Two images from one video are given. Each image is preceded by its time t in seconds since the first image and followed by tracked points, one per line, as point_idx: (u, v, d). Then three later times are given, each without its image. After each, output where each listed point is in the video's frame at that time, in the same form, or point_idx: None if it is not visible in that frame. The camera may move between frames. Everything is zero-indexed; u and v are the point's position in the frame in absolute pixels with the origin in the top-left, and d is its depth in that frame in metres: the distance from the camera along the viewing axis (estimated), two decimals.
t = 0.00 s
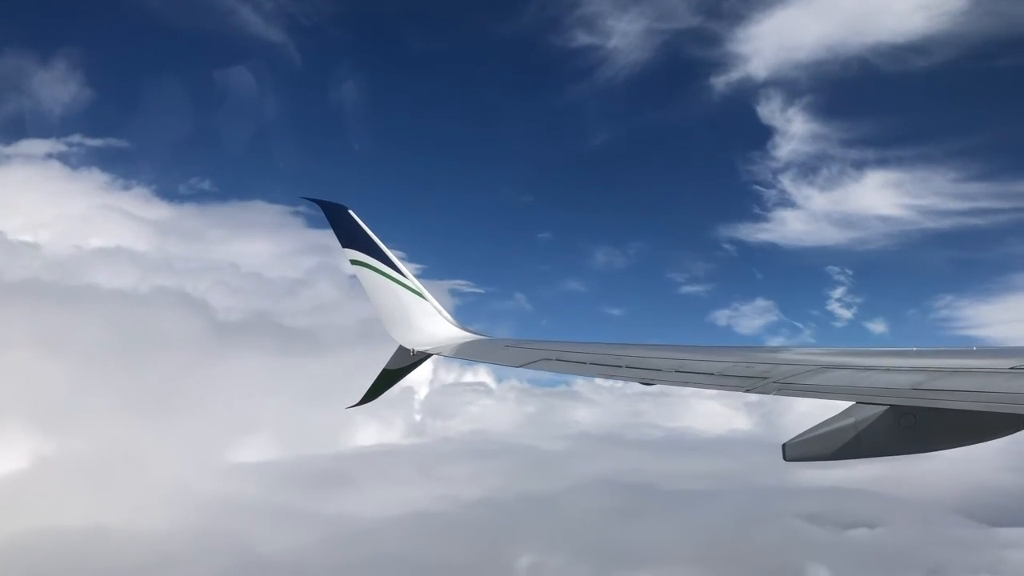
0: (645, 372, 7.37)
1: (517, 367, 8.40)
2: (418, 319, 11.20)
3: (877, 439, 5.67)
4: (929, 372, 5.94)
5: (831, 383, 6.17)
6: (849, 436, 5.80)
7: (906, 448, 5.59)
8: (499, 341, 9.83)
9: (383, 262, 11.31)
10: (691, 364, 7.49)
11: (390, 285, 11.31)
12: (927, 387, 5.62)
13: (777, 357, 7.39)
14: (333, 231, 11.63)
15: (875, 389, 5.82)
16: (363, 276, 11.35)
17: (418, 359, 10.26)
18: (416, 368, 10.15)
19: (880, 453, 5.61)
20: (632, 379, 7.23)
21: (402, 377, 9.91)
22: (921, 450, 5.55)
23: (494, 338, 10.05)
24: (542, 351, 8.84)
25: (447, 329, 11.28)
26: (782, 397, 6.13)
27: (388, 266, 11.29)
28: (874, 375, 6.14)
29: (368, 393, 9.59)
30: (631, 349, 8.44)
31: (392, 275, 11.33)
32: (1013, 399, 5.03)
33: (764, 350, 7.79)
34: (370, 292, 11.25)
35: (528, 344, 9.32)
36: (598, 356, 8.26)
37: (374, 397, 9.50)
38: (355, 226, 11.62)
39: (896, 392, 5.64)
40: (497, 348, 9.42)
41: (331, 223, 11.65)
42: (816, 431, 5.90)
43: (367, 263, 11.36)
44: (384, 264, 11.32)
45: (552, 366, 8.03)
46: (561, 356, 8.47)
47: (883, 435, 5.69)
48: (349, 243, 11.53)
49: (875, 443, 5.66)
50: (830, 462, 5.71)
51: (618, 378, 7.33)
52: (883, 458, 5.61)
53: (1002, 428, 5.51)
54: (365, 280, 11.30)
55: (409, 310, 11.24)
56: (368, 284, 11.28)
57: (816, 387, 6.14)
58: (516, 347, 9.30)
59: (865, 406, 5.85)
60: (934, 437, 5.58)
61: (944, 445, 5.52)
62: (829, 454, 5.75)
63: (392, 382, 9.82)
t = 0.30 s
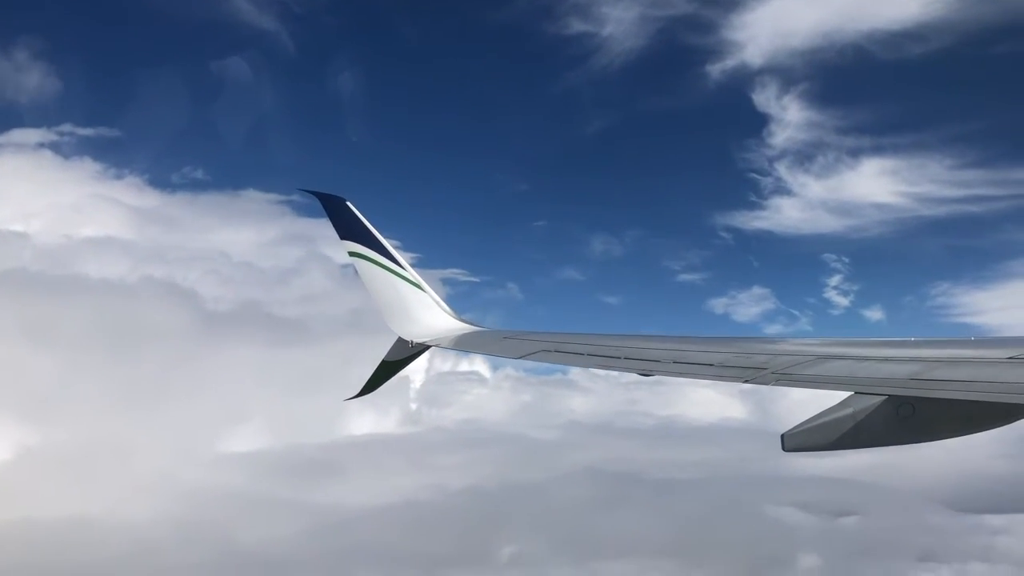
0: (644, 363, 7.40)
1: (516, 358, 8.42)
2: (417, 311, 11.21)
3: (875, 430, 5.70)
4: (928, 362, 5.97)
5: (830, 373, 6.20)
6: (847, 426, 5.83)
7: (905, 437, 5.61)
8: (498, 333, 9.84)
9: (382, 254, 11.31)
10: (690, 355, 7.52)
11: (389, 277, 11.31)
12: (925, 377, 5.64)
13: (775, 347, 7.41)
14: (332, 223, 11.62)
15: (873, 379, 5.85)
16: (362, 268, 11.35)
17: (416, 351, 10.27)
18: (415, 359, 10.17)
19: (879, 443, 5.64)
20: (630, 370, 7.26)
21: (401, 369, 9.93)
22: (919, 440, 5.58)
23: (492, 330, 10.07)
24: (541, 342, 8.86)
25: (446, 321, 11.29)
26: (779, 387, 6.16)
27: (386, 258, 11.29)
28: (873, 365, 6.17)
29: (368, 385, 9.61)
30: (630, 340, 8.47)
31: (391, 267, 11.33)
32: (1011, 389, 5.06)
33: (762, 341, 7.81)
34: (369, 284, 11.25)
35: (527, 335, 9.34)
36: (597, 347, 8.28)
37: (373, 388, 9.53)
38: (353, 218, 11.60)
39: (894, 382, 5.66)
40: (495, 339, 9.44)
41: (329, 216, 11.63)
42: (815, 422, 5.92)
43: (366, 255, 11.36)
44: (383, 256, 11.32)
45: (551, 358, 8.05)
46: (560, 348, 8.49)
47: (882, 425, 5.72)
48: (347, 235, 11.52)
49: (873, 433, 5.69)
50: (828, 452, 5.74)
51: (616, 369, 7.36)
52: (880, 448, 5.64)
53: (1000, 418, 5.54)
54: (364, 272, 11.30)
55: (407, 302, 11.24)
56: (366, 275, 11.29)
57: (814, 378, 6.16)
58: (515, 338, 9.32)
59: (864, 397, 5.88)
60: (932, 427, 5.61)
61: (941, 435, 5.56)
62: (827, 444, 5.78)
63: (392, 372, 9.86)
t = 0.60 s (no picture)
0: (642, 354, 7.42)
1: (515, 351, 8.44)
2: (415, 303, 11.21)
3: (873, 420, 5.73)
4: (925, 352, 6.00)
5: (827, 364, 6.23)
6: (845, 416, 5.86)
7: (902, 427, 5.65)
8: (496, 325, 9.85)
9: (380, 246, 11.29)
10: (688, 346, 7.54)
11: (387, 269, 11.31)
12: (922, 367, 5.68)
13: (772, 338, 7.45)
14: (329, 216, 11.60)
15: (871, 369, 5.88)
16: (359, 260, 11.33)
17: (414, 343, 10.27)
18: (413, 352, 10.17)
19: (876, 433, 5.67)
20: (629, 361, 7.28)
21: (399, 361, 9.94)
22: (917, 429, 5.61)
23: (490, 322, 10.08)
24: (540, 334, 8.87)
25: (444, 314, 11.30)
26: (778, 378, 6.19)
27: (384, 250, 11.28)
28: (871, 355, 6.20)
29: (366, 377, 9.62)
30: (628, 332, 8.50)
31: (389, 260, 11.32)
32: (1009, 378, 5.09)
33: (761, 332, 7.84)
34: (366, 277, 11.25)
35: (525, 327, 9.36)
36: (595, 339, 8.30)
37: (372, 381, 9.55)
38: (351, 211, 11.59)
39: (892, 372, 5.70)
40: (494, 332, 9.45)
41: (326, 208, 11.61)
42: (812, 412, 5.96)
43: (364, 247, 11.34)
44: (381, 249, 11.30)
45: (550, 350, 8.06)
46: (559, 339, 8.50)
47: (879, 415, 5.75)
48: (345, 228, 11.50)
49: (871, 423, 5.73)
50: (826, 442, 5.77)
51: (615, 361, 7.39)
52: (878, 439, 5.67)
53: (999, 407, 5.57)
54: (361, 265, 11.29)
55: (405, 295, 11.24)
56: (364, 268, 11.28)
57: (813, 368, 6.19)
58: (513, 330, 9.33)
59: (861, 387, 5.91)
60: (931, 417, 5.64)
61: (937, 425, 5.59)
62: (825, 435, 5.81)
63: (392, 364, 9.88)
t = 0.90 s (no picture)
0: (640, 347, 7.44)
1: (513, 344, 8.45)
2: (413, 297, 11.22)
3: (870, 413, 5.76)
4: (923, 345, 6.02)
5: (824, 356, 6.25)
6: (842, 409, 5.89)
7: (901, 419, 5.67)
8: (494, 318, 9.86)
9: (377, 239, 11.28)
10: (686, 339, 7.56)
11: (384, 263, 11.30)
12: (919, 359, 5.69)
13: (770, 331, 7.46)
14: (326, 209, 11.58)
15: (868, 362, 5.90)
16: (357, 254, 11.32)
17: (412, 337, 10.28)
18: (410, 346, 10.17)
19: (874, 425, 5.69)
20: (626, 354, 7.29)
21: (397, 354, 9.95)
22: (914, 422, 5.63)
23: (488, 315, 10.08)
24: (538, 327, 8.88)
25: (442, 307, 11.30)
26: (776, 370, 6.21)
27: (382, 243, 11.27)
28: (868, 348, 6.22)
29: (364, 371, 9.64)
30: (626, 325, 8.51)
31: (386, 253, 11.31)
32: (1005, 371, 5.11)
33: (758, 325, 7.85)
34: (364, 270, 11.24)
35: (524, 320, 9.37)
36: (594, 332, 8.31)
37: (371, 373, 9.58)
38: (348, 204, 11.57)
39: (889, 364, 5.72)
40: (491, 325, 9.46)
41: (324, 201, 11.60)
42: (809, 405, 5.98)
43: (361, 241, 11.33)
44: (378, 242, 11.29)
45: (548, 343, 8.07)
46: (557, 333, 8.51)
47: (876, 408, 5.77)
48: (342, 221, 11.49)
49: (869, 415, 5.75)
50: (823, 434, 5.80)
51: (612, 354, 7.40)
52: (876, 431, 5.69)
53: (995, 400, 5.59)
54: (359, 258, 11.28)
55: (403, 288, 11.25)
56: (362, 261, 11.27)
57: (810, 361, 6.21)
58: (511, 323, 9.34)
59: (859, 379, 5.93)
60: (928, 409, 5.66)
61: (935, 417, 5.61)
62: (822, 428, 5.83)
63: (392, 354, 9.95)
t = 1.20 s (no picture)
0: (638, 341, 7.45)
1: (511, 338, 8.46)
2: (411, 291, 11.22)
3: (869, 407, 5.78)
4: (921, 338, 6.04)
5: (823, 350, 6.27)
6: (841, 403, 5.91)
7: (899, 412, 5.69)
8: (493, 312, 9.87)
9: (376, 233, 11.28)
10: (685, 333, 7.58)
11: (383, 257, 11.30)
12: (917, 353, 5.72)
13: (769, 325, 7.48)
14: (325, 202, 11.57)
15: (866, 356, 5.93)
16: (355, 247, 11.31)
17: (411, 331, 10.29)
18: (409, 340, 10.17)
19: (872, 419, 5.72)
20: (625, 348, 7.31)
21: (396, 348, 9.96)
22: (912, 415, 5.65)
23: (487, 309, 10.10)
24: (536, 321, 8.90)
25: (440, 301, 11.31)
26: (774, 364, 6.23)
27: (380, 237, 11.26)
28: (867, 342, 6.24)
29: (363, 365, 9.65)
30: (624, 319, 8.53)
31: (385, 247, 11.31)
32: (1004, 364, 5.14)
33: (757, 319, 7.87)
34: (363, 264, 11.23)
35: (523, 314, 9.38)
36: (592, 326, 8.33)
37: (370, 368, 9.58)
38: (347, 197, 11.56)
39: (887, 358, 5.74)
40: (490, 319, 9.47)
41: (322, 195, 11.58)
42: (808, 399, 6.00)
43: (360, 234, 11.32)
44: (377, 236, 11.29)
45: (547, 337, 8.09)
46: (555, 327, 8.53)
47: (874, 402, 5.80)
48: (341, 214, 11.48)
49: (868, 409, 5.77)
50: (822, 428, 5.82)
51: (611, 347, 7.41)
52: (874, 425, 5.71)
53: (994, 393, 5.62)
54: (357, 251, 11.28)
55: (402, 282, 11.25)
56: (360, 255, 11.26)
57: (809, 355, 6.23)
58: (509, 317, 9.35)
59: (858, 373, 5.96)
60: (926, 403, 5.69)
61: (934, 410, 5.64)
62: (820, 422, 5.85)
63: (391, 350, 9.93)
